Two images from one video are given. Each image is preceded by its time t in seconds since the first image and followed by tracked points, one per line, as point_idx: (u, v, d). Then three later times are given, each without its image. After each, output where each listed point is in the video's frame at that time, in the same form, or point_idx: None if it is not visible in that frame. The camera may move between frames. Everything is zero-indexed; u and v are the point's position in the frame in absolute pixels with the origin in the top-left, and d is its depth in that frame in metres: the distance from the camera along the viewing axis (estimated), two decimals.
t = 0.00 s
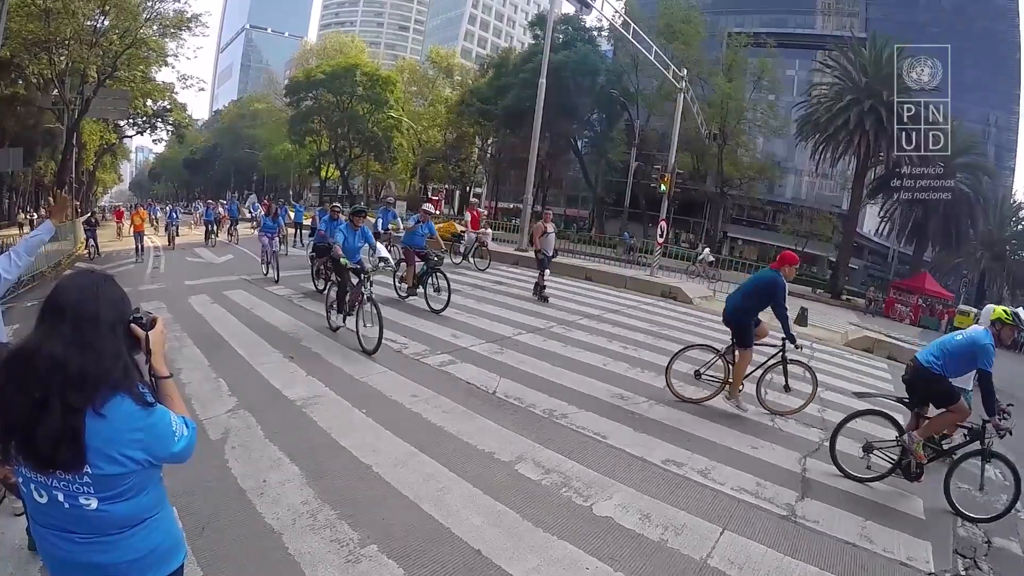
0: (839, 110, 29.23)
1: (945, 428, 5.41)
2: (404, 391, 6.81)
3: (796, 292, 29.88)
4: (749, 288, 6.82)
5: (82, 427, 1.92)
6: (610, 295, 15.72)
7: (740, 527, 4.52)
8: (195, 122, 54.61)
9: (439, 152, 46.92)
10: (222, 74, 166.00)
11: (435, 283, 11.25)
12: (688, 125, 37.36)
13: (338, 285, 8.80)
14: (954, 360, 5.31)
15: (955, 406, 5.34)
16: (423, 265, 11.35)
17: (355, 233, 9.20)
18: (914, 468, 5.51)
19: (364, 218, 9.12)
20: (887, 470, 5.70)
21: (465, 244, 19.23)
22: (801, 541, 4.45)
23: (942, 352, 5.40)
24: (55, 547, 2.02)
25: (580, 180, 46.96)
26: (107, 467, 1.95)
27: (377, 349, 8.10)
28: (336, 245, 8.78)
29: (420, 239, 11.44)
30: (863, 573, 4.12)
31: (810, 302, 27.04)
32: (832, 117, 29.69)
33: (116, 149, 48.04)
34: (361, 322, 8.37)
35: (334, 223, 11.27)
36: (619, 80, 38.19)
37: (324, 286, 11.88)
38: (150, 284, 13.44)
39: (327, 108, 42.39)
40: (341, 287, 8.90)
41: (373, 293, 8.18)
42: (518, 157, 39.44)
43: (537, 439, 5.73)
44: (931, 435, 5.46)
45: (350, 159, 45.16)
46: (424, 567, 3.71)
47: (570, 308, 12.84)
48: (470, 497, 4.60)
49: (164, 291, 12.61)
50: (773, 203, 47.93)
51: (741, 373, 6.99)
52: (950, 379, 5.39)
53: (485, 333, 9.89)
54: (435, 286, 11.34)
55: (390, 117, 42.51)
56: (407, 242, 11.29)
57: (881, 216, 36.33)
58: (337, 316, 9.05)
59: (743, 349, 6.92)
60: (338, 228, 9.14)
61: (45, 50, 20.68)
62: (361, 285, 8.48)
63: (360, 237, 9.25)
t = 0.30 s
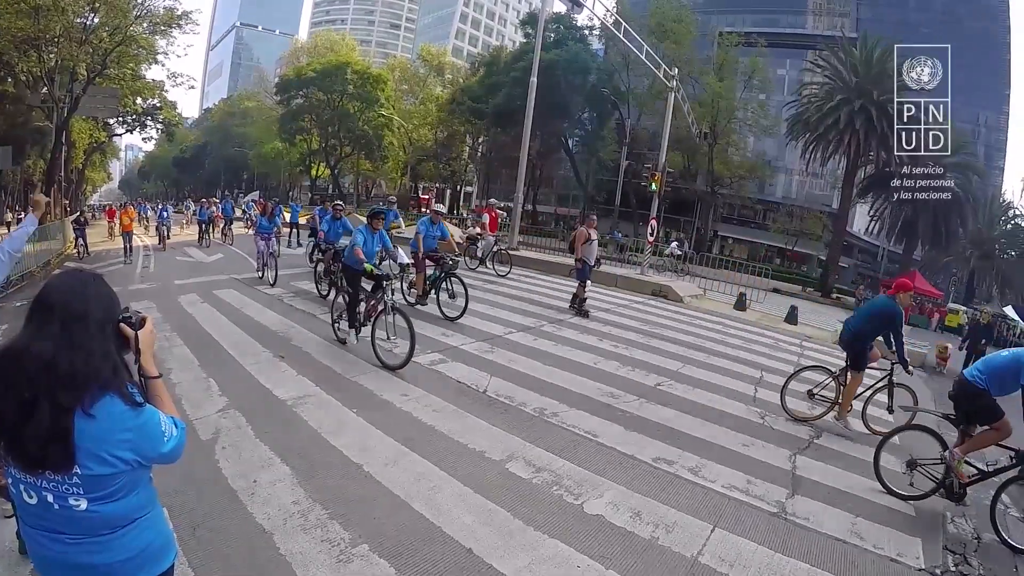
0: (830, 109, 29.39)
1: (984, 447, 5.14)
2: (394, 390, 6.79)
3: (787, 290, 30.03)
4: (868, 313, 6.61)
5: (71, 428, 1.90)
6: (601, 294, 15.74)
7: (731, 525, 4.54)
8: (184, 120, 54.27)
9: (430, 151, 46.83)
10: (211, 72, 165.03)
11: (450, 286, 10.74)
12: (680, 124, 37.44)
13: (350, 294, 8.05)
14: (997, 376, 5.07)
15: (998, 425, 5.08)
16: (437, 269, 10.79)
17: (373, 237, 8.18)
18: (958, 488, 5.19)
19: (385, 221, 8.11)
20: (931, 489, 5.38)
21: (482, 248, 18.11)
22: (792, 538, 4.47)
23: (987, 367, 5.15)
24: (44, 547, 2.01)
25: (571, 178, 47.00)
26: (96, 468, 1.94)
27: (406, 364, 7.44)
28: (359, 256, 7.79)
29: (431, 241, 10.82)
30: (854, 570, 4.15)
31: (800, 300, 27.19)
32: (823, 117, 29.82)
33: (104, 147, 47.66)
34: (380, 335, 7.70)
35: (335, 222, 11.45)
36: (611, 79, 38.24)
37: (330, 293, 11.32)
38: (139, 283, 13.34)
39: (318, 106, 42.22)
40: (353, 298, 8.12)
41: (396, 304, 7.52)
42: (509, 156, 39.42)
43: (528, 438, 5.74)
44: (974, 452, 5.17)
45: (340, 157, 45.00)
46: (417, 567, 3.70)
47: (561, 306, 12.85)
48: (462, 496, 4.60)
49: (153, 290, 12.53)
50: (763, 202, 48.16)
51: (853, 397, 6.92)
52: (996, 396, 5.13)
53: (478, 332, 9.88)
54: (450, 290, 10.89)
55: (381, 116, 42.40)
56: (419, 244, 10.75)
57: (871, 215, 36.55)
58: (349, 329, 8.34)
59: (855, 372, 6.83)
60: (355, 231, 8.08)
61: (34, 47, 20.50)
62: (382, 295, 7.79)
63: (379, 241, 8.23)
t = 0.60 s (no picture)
0: (826, 111, 29.49)
1: None
2: (390, 391, 6.79)
3: (783, 292, 30.11)
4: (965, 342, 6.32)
5: (67, 429, 1.90)
6: (597, 295, 15.76)
7: (727, 526, 4.54)
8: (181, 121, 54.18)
9: (427, 152, 46.82)
10: (208, 72, 164.82)
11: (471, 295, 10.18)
12: (676, 125, 37.50)
13: (375, 307, 7.36)
14: None
15: None
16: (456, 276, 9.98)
17: (399, 243, 7.31)
18: (1002, 511, 5.05)
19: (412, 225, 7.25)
20: (973, 512, 5.21)
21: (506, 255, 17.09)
22: (787, 539, 4.48)
23: None
24: (38, 549, 2.00)
25: (568, 180, 47.07)
26: (91, 468, 1.93)
27: (443, 382, 6.85)
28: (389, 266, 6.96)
29: (450, 246, 10.12)
30: (851, 571, 4.16)
31: (796, 302, 27.24)
32: (819, 118, 29.88)
33: (100, 148, 47.56)
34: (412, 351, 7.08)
35: (343, 227, 11.16)
36: (607, 80, 38.28)
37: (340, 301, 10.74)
38: (135, 284, 13.32)
39: (314, 107, 42.17)
40: (378, 311, 7.41)
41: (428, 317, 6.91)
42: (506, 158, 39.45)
43: (525, 438, 5.76)
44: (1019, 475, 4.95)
45: (337, 158, 44.95)
46: (415, 569, 3.69)
47: (557, 308, 12.86)
48: (458, 496, 4.61)
49: (148, 291, 12.51)
50: (759, 204, 48.25)
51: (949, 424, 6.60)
52: None
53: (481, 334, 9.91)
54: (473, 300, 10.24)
55: (378, 117, 42.37)
56: (437, 251, 9.92)
57: (867, 217, 36.63)
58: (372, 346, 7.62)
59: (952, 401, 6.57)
60: (378, 236, 7.17)
61: (30, 46, 20.41)
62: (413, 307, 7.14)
63: (406, 247, 7.40)
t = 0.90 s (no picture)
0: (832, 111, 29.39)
1: None
2: (395, 391, 6.80)
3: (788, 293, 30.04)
4: None
5: (72, 428, 1.90)
6: (602, 296, 15.74)
7: (731, 527, 4.54)
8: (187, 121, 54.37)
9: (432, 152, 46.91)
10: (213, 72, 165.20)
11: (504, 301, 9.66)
12: (681, 126, 37.42)
13: (423, 322, 6.77)
14: None
15: None
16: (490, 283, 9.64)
17: (452, 250, 6.74)
18: None
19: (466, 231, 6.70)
20: None
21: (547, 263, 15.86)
22: (792, 540, 4.47)
23: None
24: (44, 545, 2.01)
25: (573, 180, 47.06)
26: (97, 468, 1.94)
27: (502, 404, 6.36)
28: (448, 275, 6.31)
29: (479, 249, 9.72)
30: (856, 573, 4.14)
31: (801, 303, 27.17)
32: (825, 119, 29.79)
33: (107, 148, 47.78)
34: (468, 370, 6.54)
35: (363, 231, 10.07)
36: (612, 80, 38.25)
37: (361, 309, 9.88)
38: (141, 283, 13.39)
39: (319, 107, 42.23)
40: (425, 326, 6.83)
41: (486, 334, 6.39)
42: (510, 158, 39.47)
43: (529, 438, 5.76)
44: None
45: (342, 158, 45.03)
46: (420, 569, 3.69)
47: (562, 308, 12.86)
48: (462, 496, 4.61)
49: (154, 290, 12.55)
50: (764, 204, 48.13)
51: None
52: None
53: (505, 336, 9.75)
54: (507, 310, 9.72)
55: (383, 117, 42.40)
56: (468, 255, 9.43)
57: (873, 218, 36.48)
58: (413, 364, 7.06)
59: None
60: (430, 242, 6.56)
61: (37, 46, 20.48)
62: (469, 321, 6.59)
63: (458, 255, 6.85)
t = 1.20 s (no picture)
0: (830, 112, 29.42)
1: None
2: (395, 393, 6.80)
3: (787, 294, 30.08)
4: None
5: (72, 431, 1.91)
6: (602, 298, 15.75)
7: (732, 529, 4.53)
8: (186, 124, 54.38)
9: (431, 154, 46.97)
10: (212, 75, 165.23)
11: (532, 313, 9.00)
12: (680, 127, 37.44)
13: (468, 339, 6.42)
14: None
15: None
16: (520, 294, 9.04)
17: (496, 263, 6.47)
18: None
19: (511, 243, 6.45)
20: None
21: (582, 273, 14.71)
22: (791, 541, 4.47)
23: None
24: (44, 548, 2.02)
25: (572, 182, 47.13)
26: (97, 472, 1.94)
27: (555, 431, 5.80)
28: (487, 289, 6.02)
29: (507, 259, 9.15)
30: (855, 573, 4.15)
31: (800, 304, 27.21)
32: (823, 120, 29.82)
33: (106, 150, 47.74)
34: (517, 392, 6.09)
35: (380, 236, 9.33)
36: (611, 82, 38.32)
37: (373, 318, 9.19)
38: (141, 286, 13.40)
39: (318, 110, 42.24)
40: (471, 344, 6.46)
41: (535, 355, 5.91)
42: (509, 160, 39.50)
43: (531, 441, 5.75)
44: None
45: (341, 161, 45.06)
46: (419, 571, 3.70)
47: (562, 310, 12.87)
48: (461, 498, 4.62)
49: (154, 293, 12.53)
50: (763, 206, 48.19)
51: None
52: None
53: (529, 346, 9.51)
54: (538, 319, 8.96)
55: (382, 119, 42.41)
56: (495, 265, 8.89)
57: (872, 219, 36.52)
58: (459, 384, 6.71)
59: None
60: (472, 253, 6.28)
61: (36, 50, 20.47)
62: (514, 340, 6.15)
63: (503, 267, 6.59)
